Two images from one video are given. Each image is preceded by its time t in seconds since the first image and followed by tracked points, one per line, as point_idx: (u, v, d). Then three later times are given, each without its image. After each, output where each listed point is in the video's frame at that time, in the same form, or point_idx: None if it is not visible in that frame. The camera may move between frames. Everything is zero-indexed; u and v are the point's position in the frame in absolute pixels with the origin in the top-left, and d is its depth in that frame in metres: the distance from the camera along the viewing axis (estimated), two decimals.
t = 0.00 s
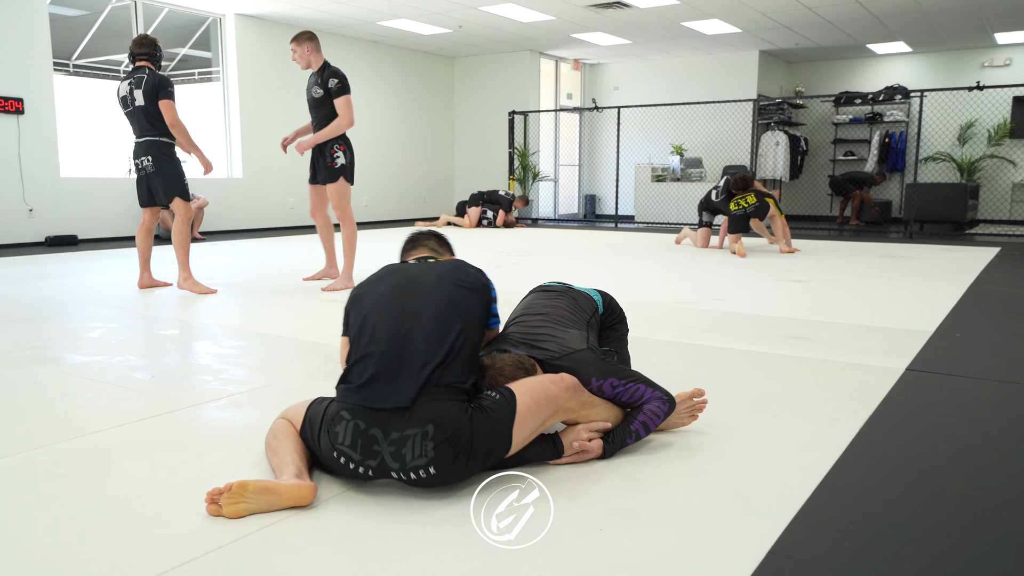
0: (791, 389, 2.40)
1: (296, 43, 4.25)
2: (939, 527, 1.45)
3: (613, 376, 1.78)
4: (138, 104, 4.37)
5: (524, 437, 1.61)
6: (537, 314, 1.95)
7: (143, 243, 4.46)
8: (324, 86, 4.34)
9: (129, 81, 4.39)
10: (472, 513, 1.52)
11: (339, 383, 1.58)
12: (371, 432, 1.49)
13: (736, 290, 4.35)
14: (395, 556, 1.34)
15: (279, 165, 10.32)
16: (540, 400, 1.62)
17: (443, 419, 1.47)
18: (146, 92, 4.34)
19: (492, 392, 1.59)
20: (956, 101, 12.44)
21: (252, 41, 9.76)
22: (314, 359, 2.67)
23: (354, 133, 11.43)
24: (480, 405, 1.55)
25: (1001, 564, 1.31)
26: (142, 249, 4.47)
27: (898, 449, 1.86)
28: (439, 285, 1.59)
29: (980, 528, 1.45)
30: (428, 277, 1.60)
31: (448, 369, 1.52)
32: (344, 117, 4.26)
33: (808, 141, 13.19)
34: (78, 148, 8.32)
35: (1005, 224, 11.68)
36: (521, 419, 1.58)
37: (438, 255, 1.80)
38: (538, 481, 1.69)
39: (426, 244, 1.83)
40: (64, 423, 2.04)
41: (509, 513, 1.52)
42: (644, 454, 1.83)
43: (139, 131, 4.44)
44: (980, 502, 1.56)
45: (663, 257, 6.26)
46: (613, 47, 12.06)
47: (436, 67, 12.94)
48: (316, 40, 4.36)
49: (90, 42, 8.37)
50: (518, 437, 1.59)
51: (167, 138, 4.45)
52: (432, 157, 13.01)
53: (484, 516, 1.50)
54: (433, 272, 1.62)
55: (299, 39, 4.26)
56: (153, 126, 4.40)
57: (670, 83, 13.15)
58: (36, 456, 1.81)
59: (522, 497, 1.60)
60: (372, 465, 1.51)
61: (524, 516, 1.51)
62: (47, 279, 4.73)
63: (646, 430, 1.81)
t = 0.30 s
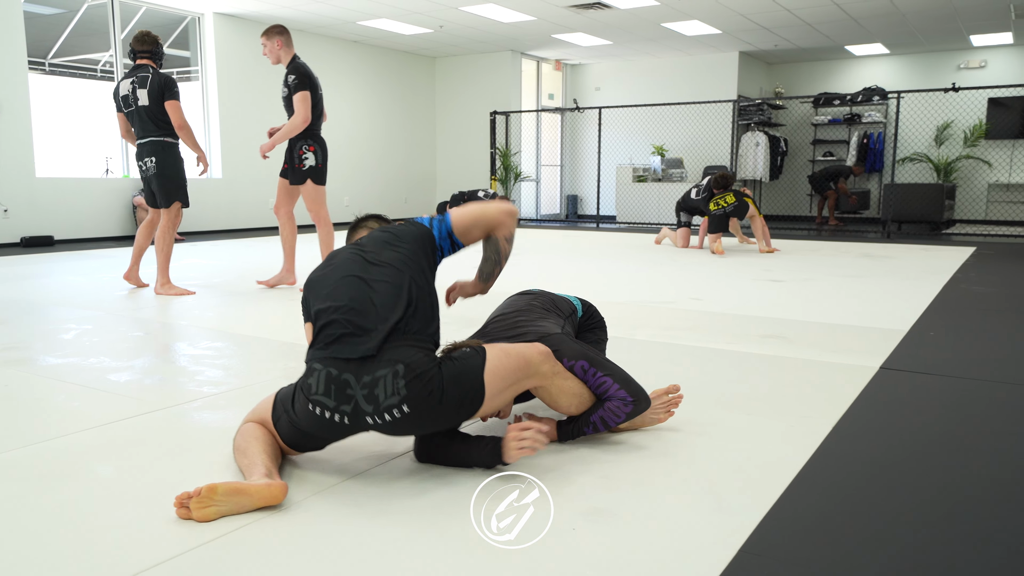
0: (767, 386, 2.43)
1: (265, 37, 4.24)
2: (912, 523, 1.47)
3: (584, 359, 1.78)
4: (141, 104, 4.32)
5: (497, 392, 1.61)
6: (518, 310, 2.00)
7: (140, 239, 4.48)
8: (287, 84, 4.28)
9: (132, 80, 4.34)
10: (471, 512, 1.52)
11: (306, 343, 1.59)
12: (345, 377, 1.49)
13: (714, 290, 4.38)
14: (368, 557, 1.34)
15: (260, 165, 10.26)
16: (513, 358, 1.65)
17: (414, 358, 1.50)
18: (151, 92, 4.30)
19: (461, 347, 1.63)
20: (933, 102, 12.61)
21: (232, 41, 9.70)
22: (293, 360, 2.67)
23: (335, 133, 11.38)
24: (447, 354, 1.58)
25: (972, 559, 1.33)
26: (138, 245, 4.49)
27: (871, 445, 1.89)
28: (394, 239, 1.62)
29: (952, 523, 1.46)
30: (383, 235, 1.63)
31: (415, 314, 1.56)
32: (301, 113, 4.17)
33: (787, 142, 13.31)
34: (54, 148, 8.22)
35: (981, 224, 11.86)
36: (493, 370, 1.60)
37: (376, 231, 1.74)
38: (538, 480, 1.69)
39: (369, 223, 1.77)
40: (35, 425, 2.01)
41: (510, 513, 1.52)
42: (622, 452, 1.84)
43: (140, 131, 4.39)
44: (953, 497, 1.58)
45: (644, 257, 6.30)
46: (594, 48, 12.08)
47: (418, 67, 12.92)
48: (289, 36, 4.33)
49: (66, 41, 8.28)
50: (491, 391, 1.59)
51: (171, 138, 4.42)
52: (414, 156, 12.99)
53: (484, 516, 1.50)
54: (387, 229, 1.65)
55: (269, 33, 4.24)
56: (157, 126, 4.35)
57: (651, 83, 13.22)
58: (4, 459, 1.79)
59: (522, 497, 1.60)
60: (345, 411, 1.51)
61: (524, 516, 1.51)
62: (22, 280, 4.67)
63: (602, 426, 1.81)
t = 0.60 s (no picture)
0: (757, 385, 2.41)
1: (237, 36, 4.21)
2: (902, 523, 1.45)
3: (595, 365, 1.73)
4: (142, 100, 4.30)
5: (474, 370, 1.60)
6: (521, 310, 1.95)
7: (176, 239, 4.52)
8: (268, 79, 4.25)
9: (135, 74, 4.32)
10: (472, 511, 1.51)
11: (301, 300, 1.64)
12: (329, 329, 1.52)
13: (706, 288, 4.37)
14: (343, 561, 1.31)
15: (252, 164, 10.23)
16: (502, 340, 1.62)
17: (397, 318, 1.53)
18: (152, 87, 4.29)
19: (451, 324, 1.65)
20: (926, 99, 12.63)
21: (222, 39, 9.66)
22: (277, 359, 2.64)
23: (328, 132, 11.35)
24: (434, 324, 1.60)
25: (961, 560, 1.31)
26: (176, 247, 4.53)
27: (860, 445, 1.87)
28: (402, 212, 1.70)
29: (943, 524, 1.45)
30: (391, 208, 1.72)
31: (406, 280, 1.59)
32: (283, 106, 4.15)
33: (780, 140, 13.33)
34: (44, 147, 8.18)
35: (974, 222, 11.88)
36: (476, 348, 1.58)
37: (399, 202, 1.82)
38: (539, 480, 1.67)
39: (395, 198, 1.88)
40: (11, 425, 1.98)
41: (510, 513, 1.50)
42: (609, 451, 1.82)
43: (144, 126, 4.33)
44: (942, 497, 1.57)
45: (638, 255, 6.28)
46: (586, 46, 12.07)
47: (410, 65, 12.90)
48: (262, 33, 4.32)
49: (55, 40, 8.24)
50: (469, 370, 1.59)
51: (168, 135, 4.39)
52: (407, 155, 12.97)
53: (484, 516, 1.48)
54: (397, 204, 1.73)
55: (241, 32, 4.22)
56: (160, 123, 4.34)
57: (644, 81, 13.21)
58: None
59: (522, 497, 1.58)
60: (325, 363, 1.52)
61: (524, 516, 1.49)
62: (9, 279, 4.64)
63: (610, 428, 1.84)
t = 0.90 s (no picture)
0: (765, 386, 2.36)
1: (246, 27, 4.19)
2: (905, 526, 1.41)
3: (600, 369, 1.68)
4: (158, 98, 4.31)
5: (471, 375, 1.58)
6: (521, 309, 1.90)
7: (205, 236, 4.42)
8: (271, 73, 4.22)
9: (154, 73, 4.36)
10: (471, 511, 1.48)
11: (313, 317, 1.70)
12: (314, 340, 1.57)
13: (715, 287, 4.33)
14: (338, 565, 1.27)
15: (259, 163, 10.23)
16: (504, 339, 1.58)
17: (374, 321, 1.51)
18: (166, 86, 4.29)
19: (448, 326, 1.61)
20: (939, 96, 12.51)
21: (230, 38, 9.67)
22: (279, 358, 2.62)
23: (336, 131, 11.35)
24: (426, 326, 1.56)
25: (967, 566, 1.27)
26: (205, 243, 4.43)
27: (872, 449, 1.82)
28: (420, 224, 1.69)
29: (948, 526, 1.41)
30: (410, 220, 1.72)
31: (395, 282, 1.56)
32: (282, 103, 4.11)
33: (791, 138, 13.23)
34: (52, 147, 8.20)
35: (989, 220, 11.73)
36: (469, 352, 1.56)
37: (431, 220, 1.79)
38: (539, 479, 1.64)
39: (432, 215, 1.84)
40: (8, 424, 1.96)
41: (510, 513, 1.48)
42: (610, 455, 1.78)
43: (162, 125, 4.32)
44: (951, 499, 1.53)
45: (646, 254, 6.23)
46: (595, 44, 12.01)
47: (417, 63, 12.88)
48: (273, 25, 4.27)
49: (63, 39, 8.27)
50: (462, 374, 1.56)
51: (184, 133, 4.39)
52: (415, 153, 12.97)
53: (484, 516, 1.46)
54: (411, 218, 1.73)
55: (251, 23, 4.20)
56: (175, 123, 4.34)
57: (652, 79, 13.14)
58: None
59: (522, 496, 1.55)
60: (312, 374, 1.57)
61: (525, 515, 1.47)
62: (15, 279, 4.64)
63: (601, 437, 1.81)
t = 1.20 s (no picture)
0: (767, 389, 2.33)
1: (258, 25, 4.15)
2: (906, 530, 1.39)
3: (587, 382, 1.64)
4: (179, 99, 4.34)
5: (452, 406, 1.57)
6: (524, 310, 1.86)
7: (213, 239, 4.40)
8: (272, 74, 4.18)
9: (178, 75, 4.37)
10: (471, 511, 1.47)
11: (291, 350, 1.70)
12: (289, 388, 1.57)
13: (719, 288, 4.30)
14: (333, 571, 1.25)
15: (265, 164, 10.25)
16: (480, 365, 1.56)
17: (344, 370, 1.50)
18: (184, 86, 4.30)
19: (424, 356, 1.60)
20: (947, 95, 12.43)
21: (234, 39, 9.69)
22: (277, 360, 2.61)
23: (341, 132, 11.36)
24: (400, 365, 1.55)
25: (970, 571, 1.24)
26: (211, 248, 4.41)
27: (877, 453, 1.79)
28: (385, 255, 1.64)
29: (951, 531, 1.39)
30: (380, 248, 1.67)
31: (363, 325, 1.54)
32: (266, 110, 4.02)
33: (798, 138, 13.18)
34: (57, 147, 8.22)
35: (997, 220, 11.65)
36: (444, 386, 1.55)
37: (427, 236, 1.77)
38: (538, 479, 1.63)
39: (429, 221, 1.82)
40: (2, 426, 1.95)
41: (510, 513, 1.47)
42: (609, 459, 1.76)
43: (186, 126, 4.36)
44: (953, 503, 1.50)
45: (650, 254, 6.21)
46: (600, 44, 11.98)
47: (422, 63, 12.87)
48: (288, 21, 4.18)
49: (68, 40, 8.31)
50: (440, 408, 1.56)
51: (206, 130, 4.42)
52: (420, 154, 12.96)
53: (484, 516, 1.45)
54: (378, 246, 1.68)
55: (263, 21, 4.16)
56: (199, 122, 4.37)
57: (658, 79, 13.11)
58: None
59: (522, 496, 1.54)
60: (293, 420, 1.59)
61: (525, 515, 1.46)
62: (18, 280, 4.65)
63: (593, 444, 1.79)
